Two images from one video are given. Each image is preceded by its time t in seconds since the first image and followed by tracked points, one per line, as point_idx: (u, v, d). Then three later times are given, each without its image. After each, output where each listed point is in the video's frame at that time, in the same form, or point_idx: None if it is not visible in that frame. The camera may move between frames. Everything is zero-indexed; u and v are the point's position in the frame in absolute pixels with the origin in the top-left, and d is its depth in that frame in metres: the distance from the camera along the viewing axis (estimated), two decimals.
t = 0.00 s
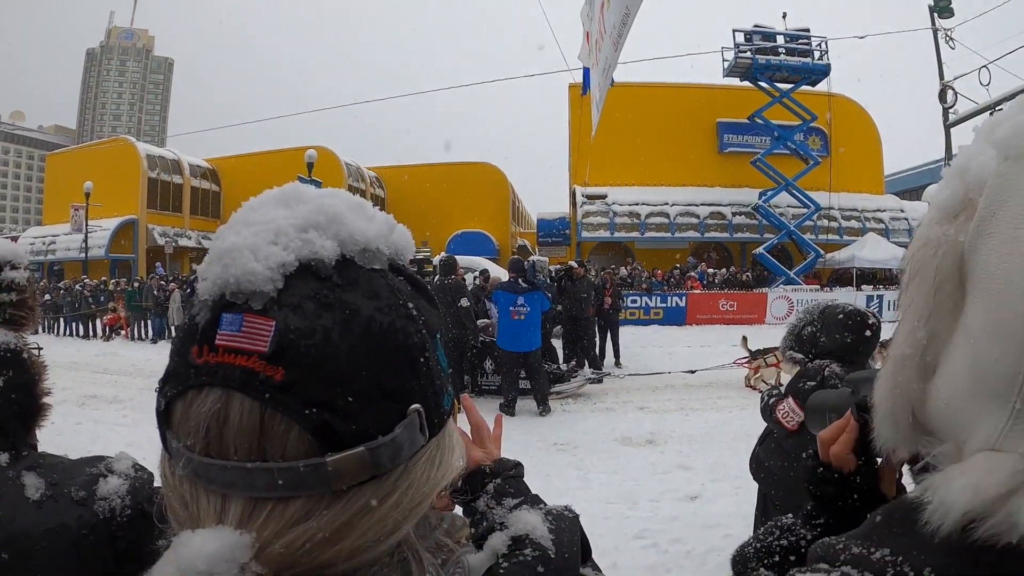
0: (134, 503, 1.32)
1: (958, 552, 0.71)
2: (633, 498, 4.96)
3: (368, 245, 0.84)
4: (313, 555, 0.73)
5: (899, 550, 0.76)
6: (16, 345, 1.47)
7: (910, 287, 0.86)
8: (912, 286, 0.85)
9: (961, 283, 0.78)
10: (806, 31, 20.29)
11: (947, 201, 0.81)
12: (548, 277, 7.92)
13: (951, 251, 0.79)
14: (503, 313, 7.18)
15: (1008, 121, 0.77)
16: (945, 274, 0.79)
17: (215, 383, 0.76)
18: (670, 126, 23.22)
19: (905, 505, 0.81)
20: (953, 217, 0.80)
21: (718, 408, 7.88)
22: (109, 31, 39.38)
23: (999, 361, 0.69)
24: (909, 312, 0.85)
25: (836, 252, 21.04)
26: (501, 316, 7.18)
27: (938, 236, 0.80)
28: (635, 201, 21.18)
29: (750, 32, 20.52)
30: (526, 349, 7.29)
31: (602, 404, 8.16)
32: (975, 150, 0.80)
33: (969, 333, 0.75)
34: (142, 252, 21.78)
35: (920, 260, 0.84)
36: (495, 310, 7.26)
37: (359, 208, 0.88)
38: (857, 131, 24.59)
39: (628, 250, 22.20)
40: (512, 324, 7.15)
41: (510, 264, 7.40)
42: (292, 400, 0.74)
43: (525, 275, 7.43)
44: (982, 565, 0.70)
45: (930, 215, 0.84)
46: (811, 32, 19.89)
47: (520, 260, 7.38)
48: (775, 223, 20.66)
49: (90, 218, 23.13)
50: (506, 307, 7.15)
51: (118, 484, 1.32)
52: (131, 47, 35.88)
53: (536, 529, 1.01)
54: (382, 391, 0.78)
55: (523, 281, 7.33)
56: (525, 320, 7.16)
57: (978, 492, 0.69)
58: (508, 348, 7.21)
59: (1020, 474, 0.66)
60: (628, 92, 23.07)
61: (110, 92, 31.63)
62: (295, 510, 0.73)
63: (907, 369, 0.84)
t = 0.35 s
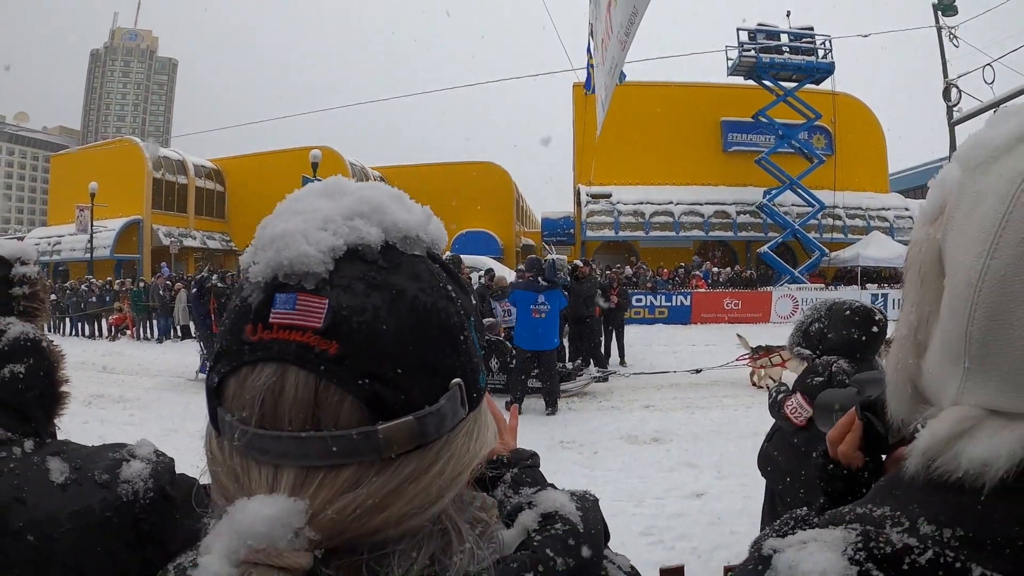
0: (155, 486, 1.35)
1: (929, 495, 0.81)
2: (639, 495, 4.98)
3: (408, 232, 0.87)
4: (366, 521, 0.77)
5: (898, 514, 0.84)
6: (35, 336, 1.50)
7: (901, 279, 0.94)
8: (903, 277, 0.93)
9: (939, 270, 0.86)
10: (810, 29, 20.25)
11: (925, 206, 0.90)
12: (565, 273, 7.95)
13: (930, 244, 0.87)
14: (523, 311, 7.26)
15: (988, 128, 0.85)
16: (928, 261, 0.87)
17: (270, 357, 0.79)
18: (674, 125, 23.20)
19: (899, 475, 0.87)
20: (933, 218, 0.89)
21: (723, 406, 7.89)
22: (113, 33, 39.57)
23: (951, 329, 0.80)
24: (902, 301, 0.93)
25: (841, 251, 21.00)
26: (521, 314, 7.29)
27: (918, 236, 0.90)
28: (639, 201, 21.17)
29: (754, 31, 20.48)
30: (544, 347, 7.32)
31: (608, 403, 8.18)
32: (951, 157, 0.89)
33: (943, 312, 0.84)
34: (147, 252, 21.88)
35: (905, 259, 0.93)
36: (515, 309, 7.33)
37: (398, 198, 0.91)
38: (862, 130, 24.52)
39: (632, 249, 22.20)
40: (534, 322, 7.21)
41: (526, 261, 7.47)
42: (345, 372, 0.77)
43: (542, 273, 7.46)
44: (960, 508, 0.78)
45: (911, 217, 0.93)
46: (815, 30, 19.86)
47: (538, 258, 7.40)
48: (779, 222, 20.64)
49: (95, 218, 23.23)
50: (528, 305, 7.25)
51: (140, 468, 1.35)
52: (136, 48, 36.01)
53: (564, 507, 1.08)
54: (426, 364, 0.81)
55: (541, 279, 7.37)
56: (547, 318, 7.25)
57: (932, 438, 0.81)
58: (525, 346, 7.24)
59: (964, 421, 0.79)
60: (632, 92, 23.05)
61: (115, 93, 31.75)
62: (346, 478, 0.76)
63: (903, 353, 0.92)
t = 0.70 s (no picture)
0: (160, 476, 1.34)
1: (939, 469, 0.79)
2: (645, 494, 4.97)
3: (418, 224, 0.86)
4: (376, 513, 0.77)
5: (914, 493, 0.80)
6: (43, 328, 1.50)
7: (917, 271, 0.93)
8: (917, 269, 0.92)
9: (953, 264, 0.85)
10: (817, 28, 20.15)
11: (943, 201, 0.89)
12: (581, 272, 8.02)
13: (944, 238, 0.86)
14: (540, 309, 7.31)
15: (1004, 126, 0.84)
16: (942, 253, 0.85)
17: (280, 348, 0.78)
18: (681, 125, 23.13)
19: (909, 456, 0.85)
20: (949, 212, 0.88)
21: (729, 405, 7.86)
22: (121, 33, 39.75)
23: (962, 314, 0.79)
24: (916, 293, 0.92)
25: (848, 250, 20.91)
26: (538, 312, 7.33)
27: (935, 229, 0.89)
28: (646, 200, 21.11)
29: (761, 30, 20.39)
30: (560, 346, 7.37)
31: (614, 401, 8.17)
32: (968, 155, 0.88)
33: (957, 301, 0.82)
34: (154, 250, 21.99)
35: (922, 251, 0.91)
36: (532, 307, 7.38)
37: (409, 189, 0.90)
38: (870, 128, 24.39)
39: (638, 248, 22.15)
40: (550, 320, 7.26)
41: (543, 258, 7.56)
42: (355, 363, 0.76)
43: (559, 272, 7.53)
44: (973, 483, 0.76)
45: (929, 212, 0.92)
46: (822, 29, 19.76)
47: (554, 257, 7.47)
48: (786, 221, 20.56)
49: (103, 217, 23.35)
50: (545, 304, 7.33)
51: (145, 457, 1.35)
52: (143, 47, 36.15)
53: (572, 502, 1.06)
54: (435, 353, 0.80)
55: (560, 277, 7.46)
56: (564, 317, 7.32)
57: (941, 415, 0.80)
58: (540, 344, 7.28)
59: (972, 399, 0.78)
60: (638, 91, 23.00)
61: (122, 93, 31.89)
62: (355, 468, 0.76)
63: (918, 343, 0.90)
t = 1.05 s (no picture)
0: (169, 478, 1.29)
1: (987, 459, 0.72)
2: (655, 495, 4.90)
3: (435, 212, 0.81)
4: (391, 523, 0.71)
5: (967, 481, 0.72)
6: (50, 326, 1.46)
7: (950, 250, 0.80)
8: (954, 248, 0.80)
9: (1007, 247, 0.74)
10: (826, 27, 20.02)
11: (987, 176, 0.77)
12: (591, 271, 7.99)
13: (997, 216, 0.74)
14: (549, 309, 7.28)
15: None
16: (990, 232, 0.75)
17: (289, 343, 0.73)
18: (688, 125, 23.01)
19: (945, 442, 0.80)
20: (996, 187, 0.76)
21: (738, 406, 7.77)
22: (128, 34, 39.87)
23: None
24: (958, 273, 0.78)
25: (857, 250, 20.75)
26: (548, 311, 7.27)
27: (984, 205, 0.76)
28: (654, 199, 21.01)
29: (768, 29, 20.28)
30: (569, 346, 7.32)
31: (623, 402, 8.09)
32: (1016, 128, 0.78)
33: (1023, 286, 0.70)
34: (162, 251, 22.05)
35: (962, 228, 0.79)
36: (541, 308, 7.35)
37: (424, 176, 0.85)
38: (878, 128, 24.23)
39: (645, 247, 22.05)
40: (558, 320, 7.22)
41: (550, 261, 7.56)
42: (369, 358, 0.71)
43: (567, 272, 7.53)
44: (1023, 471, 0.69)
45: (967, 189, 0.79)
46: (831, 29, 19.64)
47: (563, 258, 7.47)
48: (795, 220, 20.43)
49: (111, 217, 23.41)
50: (554, 303, 7.27)
51: (153, 459, 1.30)
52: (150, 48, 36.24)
53: (598, 506, 1.01)
54: (456, 347, 0.75)
55: (569, 277, 7.43)
56: (572, 316, 7.28)
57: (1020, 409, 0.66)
58: (550, 345, 7.25)
59: None
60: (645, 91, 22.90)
61: (130, 93, 32.00)
62: (369, 473, 0.71)
63: (960, 328, 0.77)
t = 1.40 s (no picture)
0: (168, 480, 1.26)
1: None
2: (659, 495, 4.87)
3: (436, 202, 0.77)
4: (388, 546, 0.68)
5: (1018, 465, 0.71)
6: (47, 322, 1.43)
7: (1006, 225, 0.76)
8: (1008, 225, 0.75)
9: None
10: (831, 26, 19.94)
11: None
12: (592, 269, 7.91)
13: None
14: (550, 308, 7.26)
15: None
16: None
17: (276, 355, 0.69)
18: (692, 124, 22.95)
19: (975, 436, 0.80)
20: None
21: (742, 406, 7.73)
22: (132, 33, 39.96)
23: None
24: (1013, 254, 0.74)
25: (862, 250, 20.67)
26: (548, 310, 7.26)
27: None
28: (658, 199, 20.97)
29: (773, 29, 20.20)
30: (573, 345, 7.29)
31: (627, 402, 8.06)
32: None
33: None
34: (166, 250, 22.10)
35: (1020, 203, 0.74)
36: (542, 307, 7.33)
37: (423, 162, 0.81)
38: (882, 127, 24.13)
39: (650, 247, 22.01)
40: (559, 319, 7.21)
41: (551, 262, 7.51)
42: (363, 374, 0.67)
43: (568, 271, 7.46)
44: None
45: None
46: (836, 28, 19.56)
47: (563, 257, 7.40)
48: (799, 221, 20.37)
49: (115, 216, 23.45)
50: (554, 301, 7.26)
51: (152, 460, 1.27)
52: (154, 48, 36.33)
53: (611, 508, 0.97)
54: (459, 355, 0.71)
55: (568, 276, 7.39)
56: (573, 314, 7.25)
57: None
58: (555, 346, 7.21)
59: None
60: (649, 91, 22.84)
61: (134, 93, 32.06)
62: (368, 493, 0.67)
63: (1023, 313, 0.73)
